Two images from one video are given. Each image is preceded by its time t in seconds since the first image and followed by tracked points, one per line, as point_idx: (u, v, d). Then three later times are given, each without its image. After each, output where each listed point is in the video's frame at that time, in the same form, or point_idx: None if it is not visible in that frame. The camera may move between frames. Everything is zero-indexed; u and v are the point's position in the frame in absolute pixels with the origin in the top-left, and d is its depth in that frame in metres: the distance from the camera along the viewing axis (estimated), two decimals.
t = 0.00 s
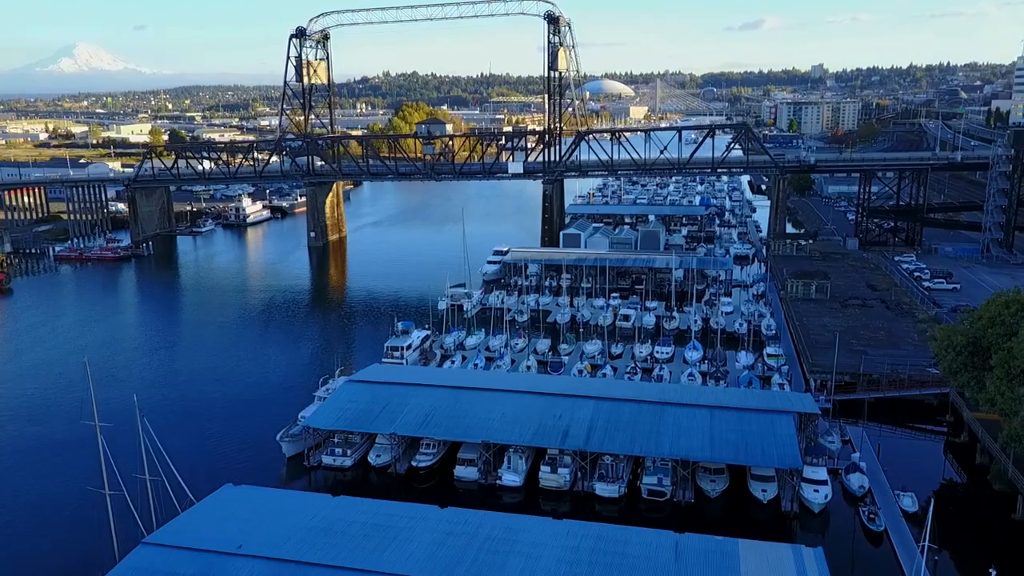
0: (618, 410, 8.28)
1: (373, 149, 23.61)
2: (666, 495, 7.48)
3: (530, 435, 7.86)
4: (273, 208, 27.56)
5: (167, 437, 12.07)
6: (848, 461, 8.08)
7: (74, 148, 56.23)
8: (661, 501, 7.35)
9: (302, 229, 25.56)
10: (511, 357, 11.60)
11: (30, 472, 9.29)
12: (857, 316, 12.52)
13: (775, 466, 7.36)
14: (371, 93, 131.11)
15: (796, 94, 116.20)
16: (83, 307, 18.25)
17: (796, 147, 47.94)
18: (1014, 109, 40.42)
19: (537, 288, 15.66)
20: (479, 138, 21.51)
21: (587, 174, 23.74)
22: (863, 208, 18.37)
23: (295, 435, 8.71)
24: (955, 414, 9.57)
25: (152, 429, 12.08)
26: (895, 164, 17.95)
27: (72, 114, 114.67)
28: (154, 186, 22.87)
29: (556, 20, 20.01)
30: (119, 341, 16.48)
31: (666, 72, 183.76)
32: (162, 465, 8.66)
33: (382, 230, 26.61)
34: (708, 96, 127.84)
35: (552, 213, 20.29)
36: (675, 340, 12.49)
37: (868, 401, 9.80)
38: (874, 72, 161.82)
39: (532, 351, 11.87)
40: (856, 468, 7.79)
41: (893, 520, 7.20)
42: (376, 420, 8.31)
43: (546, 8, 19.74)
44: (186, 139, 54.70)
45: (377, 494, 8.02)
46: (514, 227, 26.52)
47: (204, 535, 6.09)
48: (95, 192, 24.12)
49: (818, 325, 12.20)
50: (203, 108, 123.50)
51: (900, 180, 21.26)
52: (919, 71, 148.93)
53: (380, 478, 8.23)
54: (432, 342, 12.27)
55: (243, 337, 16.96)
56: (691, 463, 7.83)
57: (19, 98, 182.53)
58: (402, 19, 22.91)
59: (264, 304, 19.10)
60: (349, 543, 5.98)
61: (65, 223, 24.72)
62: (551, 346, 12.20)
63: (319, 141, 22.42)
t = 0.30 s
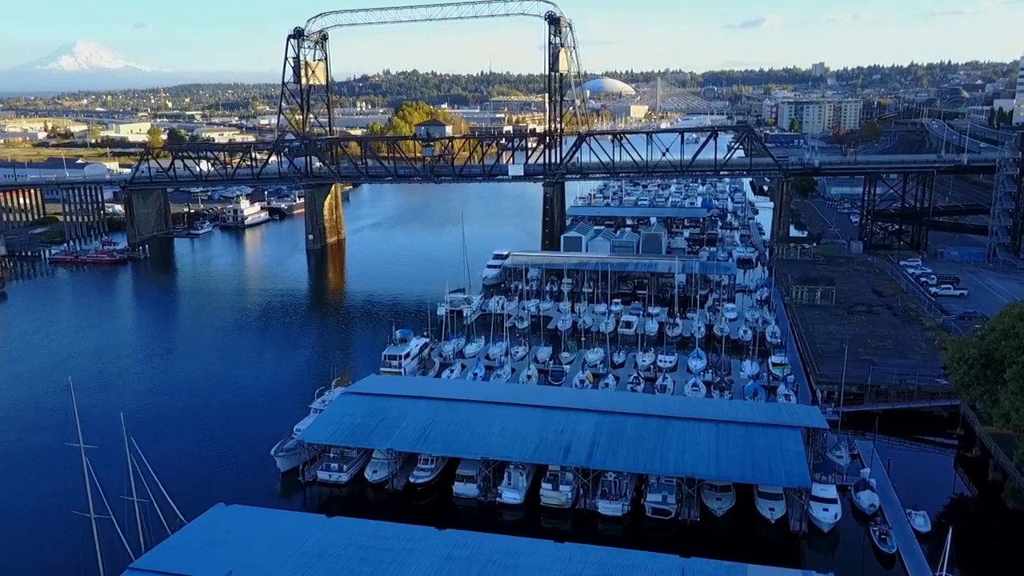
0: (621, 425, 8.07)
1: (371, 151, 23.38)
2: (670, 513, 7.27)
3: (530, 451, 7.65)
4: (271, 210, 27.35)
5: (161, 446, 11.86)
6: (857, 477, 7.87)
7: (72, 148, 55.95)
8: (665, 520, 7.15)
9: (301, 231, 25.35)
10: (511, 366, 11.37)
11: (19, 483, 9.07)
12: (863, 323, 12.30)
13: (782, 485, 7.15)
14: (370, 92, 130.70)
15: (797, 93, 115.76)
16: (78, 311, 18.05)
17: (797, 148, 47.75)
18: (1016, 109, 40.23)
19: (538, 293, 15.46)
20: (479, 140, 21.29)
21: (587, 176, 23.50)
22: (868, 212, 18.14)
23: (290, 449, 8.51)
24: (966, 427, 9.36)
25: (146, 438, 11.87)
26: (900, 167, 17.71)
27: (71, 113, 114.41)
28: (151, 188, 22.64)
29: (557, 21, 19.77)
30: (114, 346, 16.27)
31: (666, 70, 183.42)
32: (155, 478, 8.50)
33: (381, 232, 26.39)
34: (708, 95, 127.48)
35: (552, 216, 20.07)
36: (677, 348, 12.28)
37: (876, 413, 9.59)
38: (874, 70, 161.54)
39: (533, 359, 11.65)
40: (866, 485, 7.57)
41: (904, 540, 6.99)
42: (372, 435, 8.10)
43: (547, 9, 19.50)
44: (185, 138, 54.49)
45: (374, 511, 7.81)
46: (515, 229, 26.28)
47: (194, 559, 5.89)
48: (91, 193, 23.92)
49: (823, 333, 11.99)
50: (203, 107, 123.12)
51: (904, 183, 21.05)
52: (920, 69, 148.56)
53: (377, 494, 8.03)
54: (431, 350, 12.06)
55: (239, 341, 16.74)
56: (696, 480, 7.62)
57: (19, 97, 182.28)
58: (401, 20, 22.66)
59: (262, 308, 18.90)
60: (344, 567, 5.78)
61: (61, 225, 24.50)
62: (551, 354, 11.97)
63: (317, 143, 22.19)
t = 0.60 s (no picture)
0: (624, 441, 7.87)
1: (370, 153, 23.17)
2: (675, 533, 7.08)
3: (530, 469, 7.46)
4: (269, 212, 27.16)
5: (156, 453, 11.67)
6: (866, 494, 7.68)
7: (69, 147, 55.62)
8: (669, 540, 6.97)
9: (299, 233, 25.15)
10: (512, 374, 11.17)
11: (13, 490, 9.04)
12: (869, 331, 12.10)
13: (791, 505, 6.95)
14: (370, 90, 130.35)
15: (797, 92, 115.43)
16: (73, 315, 17.86)
17: (797, 148, 47.55)
18: (1018, 109, 40.06)
19: (538, 299, 15.28)
20: (479, 142, 21.09)
21: (588, 177, 23.30)
22: (872, 215, 17.94)
23: (285, 464, 8.33)
24: (976, 440, 9.19)
25: (140, 445, 11.68)
26: (905, 170, 17.52)
27: (69, 111, 113.98)
28: (148, 191, 22.45)
29: (557, 22, 19.55)
30: (109, 350, 16.08)
31: (665, 70, 183.09)
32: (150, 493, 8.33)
33: (380, 233, 26.19)
34: (708, 94, 127.25)
35: (553, 219, 19.87)
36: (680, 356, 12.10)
37: (884, 425, 9.41)
38: (875, 69, 161.24)
39: (533, 368, 11.44)
40: (875, 502, 7.39)
41: (915, 561, 6.80)
42: (369, 450, 7.91)
43: (547, 10, 19.28)
44: (183, 138, 54.21)
45: (370, 528, 7.63)
46: (514, 231, 26.09)
47: None
48: (87, 195, 23.74)
49: (829, 340, 11.80)
50: (202, 105, 122.76)
51: (907, 185, 20.85)
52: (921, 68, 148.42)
53: (373, 511, 7.84)
54: (430, 358, 11.87)
55: (237, 345, 16.56)
56: (701, 498, 7.43)
57: (18, 95, 182.00)
58: (400, 21, 22.45)
59: (260, 311, 18.71)
60: None
61: (56, 227, 24.28)
62: (552, 362, 11.77)
63: (316, 144, 21.97)
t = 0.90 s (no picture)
0: (628, 457, 7.69)
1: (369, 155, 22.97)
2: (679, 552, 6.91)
3: (531, 486, 7.28)
4: (268, 213, 26.98)
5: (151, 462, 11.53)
6: (876, 511, 7.50)
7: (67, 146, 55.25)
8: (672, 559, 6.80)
9: (298, 235, 24.97)
10: (512, 384, 10.99)
11: (13, 491, 9.45)
12: (875, 339, 11.91)
13: (799, 525, 6.77)
14: (370, 89, 130.00)
15: (798, 91, 115.06)
16: (69, 319, 17.71)
17: (799, 149, 47.34)
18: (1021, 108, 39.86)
19: (539, 305, 15.11)
20: (479, 144, 20.89)
21: (589, 179, 23.10)
22: (876, 219, 17.75)
23: (280, 479, 8.17)
24: (985, 454, 9.02)
25: (137, 452, 11.52)
26: (910, 173, 17.31)
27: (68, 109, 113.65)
28: (145, 193, 22.29)
29: (558, 23, 19.34)
30: (105, 354, 15.93)
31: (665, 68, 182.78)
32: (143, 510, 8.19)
33: (380, 235, 26.00)
34: (709, 92, 126.89)
35: (554, 222, 19.68)
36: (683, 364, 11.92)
37: (891, 437, 9.24)
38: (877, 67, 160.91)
39: (534, 376, 11.24)
40: (885, 520, 7.21)
41: None
42: (367, 466, 7.73)
43: (548, 11, 19.06)
44: (183, 137, 54.01)
45: (367, 545, 7.46)
46: (515, 232, 25.89)
47: None
48: (85, 197, 23.58)
49: (834, 348, 11.62)
50: (202, 103, 122.41)
51: (912, 188, 20.65)
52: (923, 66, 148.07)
53: (371, 527, 7.68)
54: (430, 366, 11.69)
55: (234, 349, 16.39)
56: (706, 516, 7.26)
57: (17, 92, 181.60)
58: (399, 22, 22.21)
59: (258, 315, 18.53)
60: None
61: (53, 229, 24.13)
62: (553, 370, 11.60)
63: (314, 146, 21.76)
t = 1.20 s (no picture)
0: (631, 473, 7.52)
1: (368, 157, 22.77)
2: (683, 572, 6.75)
3: (532, 503, 7.10)
4: (267, 215, 26.82)
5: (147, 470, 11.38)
6: (885, 530, 7.32)
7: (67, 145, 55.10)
8: None
9: (297, 237, 24.81)
10: (513, 393, 10.80)
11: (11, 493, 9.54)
12: (881, 346, 11.74)
13: (807, 546, 6.59)
14: (371, 87, 129.89)
15: (799, 89, 114.82)
16: (64, 323, 17.55)
17: (800, 149, 46.89)
18: None
19: (540, 311, 14.95)
20: (480, 146, 20.71)
21: (589, 181, 22.93)
22: (881, 222, 17.57)
23: (275, 494, 8.02)
24: (995, 468, 8.86)
25: (133, 461, 11.37)
26: (914, 176, 17.14)
27: (69, 107, 113.73)
28: (142, 195, 22.12)
29: (559, 24, 19.13)
30: (100, 358, 15.76)
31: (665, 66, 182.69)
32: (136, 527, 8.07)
33: (379, 237, 25.84)
34: (709, 91, 126.75)
35: (555, 225, 19.51)
36: (685, 372, 11.75)
37: (899, 450, 9.07)
38: (878, 65, 160.59)
39: (534, 385, 11.06)
40: (894, 539, 7.05)
41: None
42: (364, 483, 7.55)
43: (549, 12, 18.86)
44: (182, 136, 53.92)
45: (364, 563, 7.30)
46: (515, 235, 25.72)
47: None
48: (82, 199, 23.40)
49: (839, 357, 11.45)
50: (202, 102, 122.42)
51: (915, 190, 20.48)
52: (924, 65, 147.79)
53: (367, 544, 7.51)
54: (429, 374, 11.51)
55: (232, 353, 16.23)
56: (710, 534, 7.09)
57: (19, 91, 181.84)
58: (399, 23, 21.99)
59: (256, 318, 18.35)
60: None
61: (50, 231, 23.96)
62: (554, 379, 11.42)
63: (312, 148, 21.56)
